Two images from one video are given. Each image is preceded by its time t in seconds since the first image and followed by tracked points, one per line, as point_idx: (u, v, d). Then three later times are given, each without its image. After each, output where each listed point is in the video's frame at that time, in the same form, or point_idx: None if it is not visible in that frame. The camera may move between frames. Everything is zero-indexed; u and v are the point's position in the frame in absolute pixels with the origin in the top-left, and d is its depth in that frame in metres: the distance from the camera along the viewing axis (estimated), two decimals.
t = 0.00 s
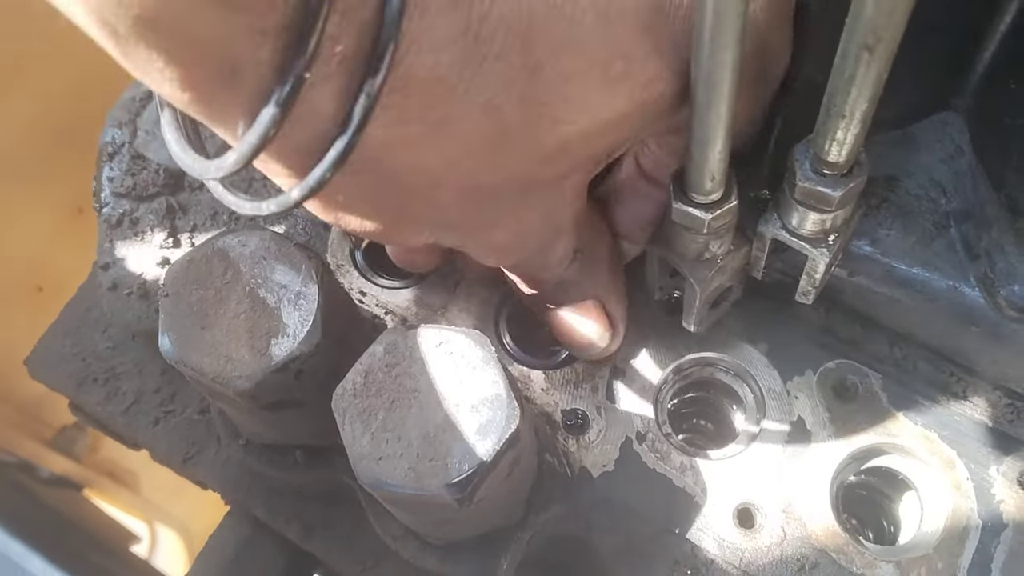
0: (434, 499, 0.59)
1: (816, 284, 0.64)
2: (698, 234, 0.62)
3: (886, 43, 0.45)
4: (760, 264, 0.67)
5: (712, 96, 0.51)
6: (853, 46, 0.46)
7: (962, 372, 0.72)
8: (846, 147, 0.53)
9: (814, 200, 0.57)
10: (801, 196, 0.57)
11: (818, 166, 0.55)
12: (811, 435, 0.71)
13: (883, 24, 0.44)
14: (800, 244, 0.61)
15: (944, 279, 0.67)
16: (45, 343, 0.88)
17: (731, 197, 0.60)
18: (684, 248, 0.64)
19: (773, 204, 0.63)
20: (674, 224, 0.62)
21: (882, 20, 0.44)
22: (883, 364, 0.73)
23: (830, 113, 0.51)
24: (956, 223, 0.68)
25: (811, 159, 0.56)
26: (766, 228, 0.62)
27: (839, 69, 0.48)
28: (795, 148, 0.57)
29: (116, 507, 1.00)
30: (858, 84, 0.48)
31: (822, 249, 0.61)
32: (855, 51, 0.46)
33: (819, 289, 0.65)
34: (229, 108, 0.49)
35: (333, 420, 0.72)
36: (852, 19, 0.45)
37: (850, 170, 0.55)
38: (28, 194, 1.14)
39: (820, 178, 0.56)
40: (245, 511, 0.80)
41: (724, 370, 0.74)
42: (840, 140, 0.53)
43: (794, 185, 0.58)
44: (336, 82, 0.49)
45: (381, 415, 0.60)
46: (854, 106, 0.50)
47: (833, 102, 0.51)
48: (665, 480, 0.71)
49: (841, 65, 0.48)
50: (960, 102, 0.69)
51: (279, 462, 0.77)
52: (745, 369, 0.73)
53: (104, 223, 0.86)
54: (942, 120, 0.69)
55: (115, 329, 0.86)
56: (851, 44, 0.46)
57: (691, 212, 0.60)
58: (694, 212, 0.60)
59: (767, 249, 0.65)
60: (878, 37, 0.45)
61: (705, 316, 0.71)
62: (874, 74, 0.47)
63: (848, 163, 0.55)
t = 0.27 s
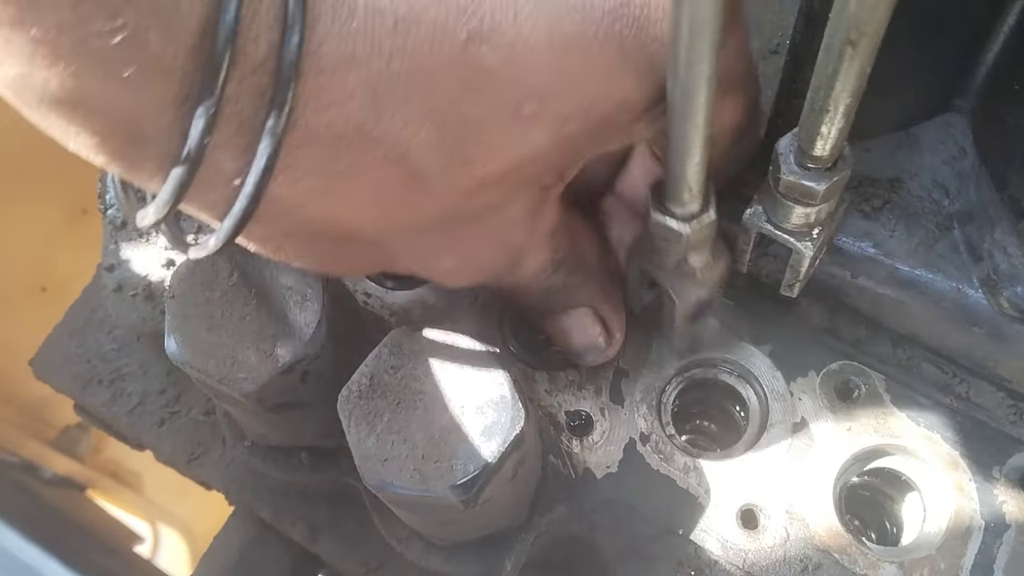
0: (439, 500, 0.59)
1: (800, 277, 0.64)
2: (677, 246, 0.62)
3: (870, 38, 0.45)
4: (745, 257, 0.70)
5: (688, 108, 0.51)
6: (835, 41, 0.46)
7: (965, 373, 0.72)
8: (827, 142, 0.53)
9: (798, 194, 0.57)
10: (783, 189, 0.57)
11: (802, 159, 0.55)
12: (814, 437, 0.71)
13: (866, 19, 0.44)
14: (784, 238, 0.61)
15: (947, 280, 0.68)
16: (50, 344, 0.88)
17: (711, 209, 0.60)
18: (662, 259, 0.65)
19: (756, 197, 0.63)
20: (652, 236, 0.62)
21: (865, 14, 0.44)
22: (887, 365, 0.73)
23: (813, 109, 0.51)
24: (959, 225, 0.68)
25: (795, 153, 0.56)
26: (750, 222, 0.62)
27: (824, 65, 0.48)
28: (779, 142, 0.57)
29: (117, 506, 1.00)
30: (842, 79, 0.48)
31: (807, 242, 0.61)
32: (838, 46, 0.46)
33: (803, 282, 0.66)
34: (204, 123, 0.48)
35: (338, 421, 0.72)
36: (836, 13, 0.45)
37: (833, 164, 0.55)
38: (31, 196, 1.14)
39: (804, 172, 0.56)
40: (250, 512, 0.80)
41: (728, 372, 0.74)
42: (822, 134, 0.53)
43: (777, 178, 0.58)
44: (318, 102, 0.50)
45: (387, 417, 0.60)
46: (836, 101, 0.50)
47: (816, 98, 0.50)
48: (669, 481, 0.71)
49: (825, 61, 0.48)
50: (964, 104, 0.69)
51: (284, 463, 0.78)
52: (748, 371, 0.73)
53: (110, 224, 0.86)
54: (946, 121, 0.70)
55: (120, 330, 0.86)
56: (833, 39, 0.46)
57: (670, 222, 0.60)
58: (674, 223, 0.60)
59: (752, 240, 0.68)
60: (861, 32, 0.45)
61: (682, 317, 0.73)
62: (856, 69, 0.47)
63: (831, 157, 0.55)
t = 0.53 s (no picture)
0: (437, 493, 0.60)
1: (792, 271, 0.64)
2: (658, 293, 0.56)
3: (859, 33, 0.46)
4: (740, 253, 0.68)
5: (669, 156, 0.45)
6: (825, 36, 0.47)
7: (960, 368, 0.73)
8: (818, 136, 0.54)
9: (789, 188, 0.57)
10: (775, 184, 0.58)
11: (793, 154, 0.56)
12: (810, 432, 0.72)
13: (854, 14, 0.45)
14: (776, 232, 0.61)
15: (941, 276, 0.68)
16: (50, 340, 0.89)
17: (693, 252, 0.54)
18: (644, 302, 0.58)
19: (750, 192, 0.63)
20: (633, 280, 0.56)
21: (853, 10, 0.44)
22: (883, 360, 0.74)
23: (804, 103, 0.52)
24: (954, 222, 0.69)
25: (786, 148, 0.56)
26: (744, 217, 0.62)
27: (814, 60, 0.49)
28: (771, 138, 0.57)
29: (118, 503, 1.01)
30: (832, 74, 0.49)
31: (798, 237, 0.61)
32: (827, 41, 0.47)
33: (795, 275, 0.66)
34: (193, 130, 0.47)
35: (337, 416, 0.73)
36: (825, 8, 0.46)
37: (825, 159, 0.56)
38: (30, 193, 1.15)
39: (796, 167, 0.56)
40: (249, 506, 0.81)
41: (725, 367, 0.74)
42: (812, 129, 0.53)
43: (768, 173, 0.58)
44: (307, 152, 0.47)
45: (385, 411, 0.61)
46: (827, 96, 0.50)
47: (807, 93, 0.51)
48: (665, 476, 0.71)
49: (815, 56, 0.48)
50: (958, 101, 0.70)
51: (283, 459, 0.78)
52: (745, 366, 0.74)
53: (110, 221, 0.87)
54: (942, 118, 0.70)
55: (120, 326, 0.87)
56: (823, 34, 0.47)
57: (653, 266, 0.54)
58: (654, 266, 0.54)
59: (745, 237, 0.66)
60: (850, 27, 0.45)
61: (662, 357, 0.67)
62: (847, 65, 0.48)
63: (822, 152, 0.55)
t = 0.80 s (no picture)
0: (436, 489, 0.60)
1: (793, 268, 0.64)
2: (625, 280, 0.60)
3: (859, 28, 0.46)
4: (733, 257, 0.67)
5: (635, 147, 0.49)
6: (826, 33, 0.47)
7: (959, 364, 0.73)
8: (819, 132, 0.54)
9: (789, 184, 0.57)
10: (776, 180, 0.58)
11: (793, 150, 0.56)
12: (810, 429, 0.72)
13: (854, 10, 0.45)
14: (777, 229, 0.61)
15: (941, 272, 0.68)
16: (51, 338, 0.89)
17: (660, 240, 0.58)
18: (613, 291, 0.62)
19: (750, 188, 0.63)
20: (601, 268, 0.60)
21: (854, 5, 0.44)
22: (883, 356, 0.74)
23: (805, 100, 0.52)
24: (954, 218, 0.69)
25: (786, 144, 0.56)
26: (743, 214, 0.62)
27: (815, 56, 0.49)
28: (771, 134, 0.58)
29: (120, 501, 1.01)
30: (832, 70, 0.49)
31: (799, 233, 0.61)
32: (828, 37, 0.47)
33: (796, 272, 0.65)
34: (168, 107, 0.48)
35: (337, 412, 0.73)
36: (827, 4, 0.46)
37: (825, 155, 0.56)
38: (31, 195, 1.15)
39: (795, 162, 0.56)
40: (250, 503, 0.81)
41: (725, 364, 0.74)
42: (814, 125, 0.53)
43: (768, 169, 0.58)
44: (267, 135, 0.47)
45: (385, 407, 0.61)
46: (827, 92, 0.50)
47: (807, 89, 0.51)
48: (665, 472, 0.71)
49: (816, 51, 0.48)
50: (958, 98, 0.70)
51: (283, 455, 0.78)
52: (745, 363, 0.74)
53: (110, 218, 0.87)
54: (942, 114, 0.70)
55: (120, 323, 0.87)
56: (824, 30, 0.47)
57: (620, 256, 0.58)
58: (620, 255, 0.58)
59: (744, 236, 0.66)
60: (850, 22, 0.45)
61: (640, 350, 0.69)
62: (847, 61, 0.48)
63: (822, 148, 0.55)
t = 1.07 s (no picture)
0: (428, 486, 0.60)
1: (785, 266, 0.65)
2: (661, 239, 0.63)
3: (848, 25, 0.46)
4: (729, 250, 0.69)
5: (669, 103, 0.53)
6: (815, 30, 0.47)
7: (953, 362, 0.73)
8: (810, 130, 0.54)
9: (781, 182, 0.57)
10: (767, 178, 0.58)
11: (784, 148, 0.56)
12: (803, 426, 0.72)
13: (842, 7, 0.45)
14: (768, 227, 0.61)
15: (933, 270, 0.69)
16: (45, 336, 0.89)
17: (694, 204, 0.62)
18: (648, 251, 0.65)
19: (742, 186, 0.63)
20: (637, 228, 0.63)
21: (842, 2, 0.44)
22: (876, 355, 0.74)
23: (796, 98, 0.52)
24: (946, 216, 0.69)
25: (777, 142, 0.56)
26: (735, 212, 0.63)
27: (805, 54, 0.49)
28: (762, 132, 0.58)
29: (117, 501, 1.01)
30: (821, 67, 0.49)
31: (790, 232, 0.61)
32: (818, 34, 0.47)
33: (788, 270, 0.66)
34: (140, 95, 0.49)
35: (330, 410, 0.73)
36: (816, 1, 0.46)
37: (815, 153, 0.56)
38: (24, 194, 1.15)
39: (787, 160, 0.56)
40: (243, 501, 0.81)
41: (718, 362, 0.74)
42: (805, 123, 0.53)
43: (759, 167, 0.58)
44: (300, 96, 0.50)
45: (377, 405, 0.61)
46: (817, 89, 0.50)
47: (798, 87, 0.51)
48: (659, 470, 0.71)
49: (805, 49, 0.48)
50: (949, 95, 0.70)
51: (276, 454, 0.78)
52: (738, 360, 0.74)
53: (105, 217, 0.87)
54: (934, 112, 0.71)
55: (115, 321, 0.87)
56: (813, 28, 0.47)
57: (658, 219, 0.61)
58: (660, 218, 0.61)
59: (737, 232, 0.67)
60: (838, 20, 0.46)
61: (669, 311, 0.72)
62: (837, 58, 0.48)
63: (813, 146, 0.55)
